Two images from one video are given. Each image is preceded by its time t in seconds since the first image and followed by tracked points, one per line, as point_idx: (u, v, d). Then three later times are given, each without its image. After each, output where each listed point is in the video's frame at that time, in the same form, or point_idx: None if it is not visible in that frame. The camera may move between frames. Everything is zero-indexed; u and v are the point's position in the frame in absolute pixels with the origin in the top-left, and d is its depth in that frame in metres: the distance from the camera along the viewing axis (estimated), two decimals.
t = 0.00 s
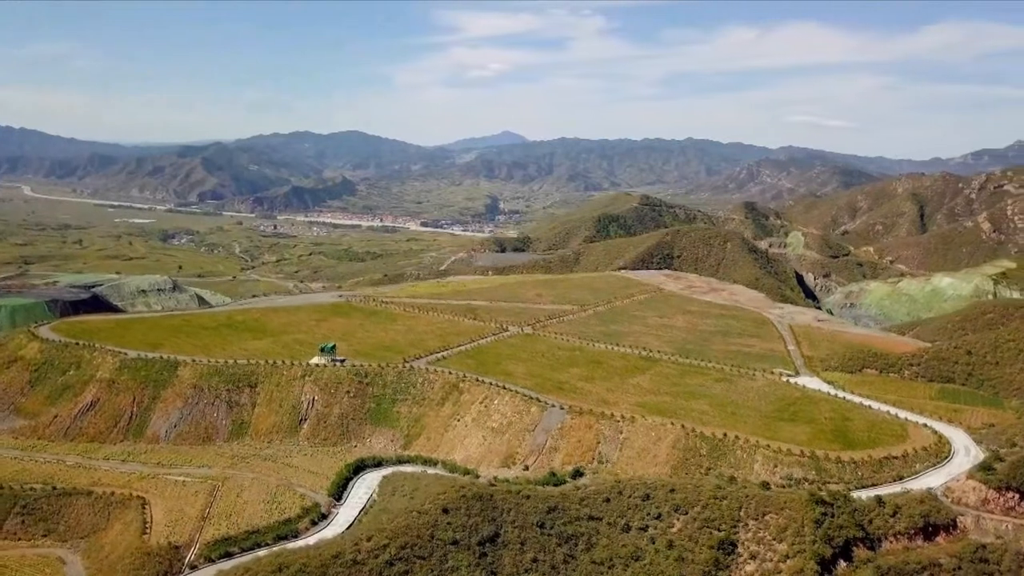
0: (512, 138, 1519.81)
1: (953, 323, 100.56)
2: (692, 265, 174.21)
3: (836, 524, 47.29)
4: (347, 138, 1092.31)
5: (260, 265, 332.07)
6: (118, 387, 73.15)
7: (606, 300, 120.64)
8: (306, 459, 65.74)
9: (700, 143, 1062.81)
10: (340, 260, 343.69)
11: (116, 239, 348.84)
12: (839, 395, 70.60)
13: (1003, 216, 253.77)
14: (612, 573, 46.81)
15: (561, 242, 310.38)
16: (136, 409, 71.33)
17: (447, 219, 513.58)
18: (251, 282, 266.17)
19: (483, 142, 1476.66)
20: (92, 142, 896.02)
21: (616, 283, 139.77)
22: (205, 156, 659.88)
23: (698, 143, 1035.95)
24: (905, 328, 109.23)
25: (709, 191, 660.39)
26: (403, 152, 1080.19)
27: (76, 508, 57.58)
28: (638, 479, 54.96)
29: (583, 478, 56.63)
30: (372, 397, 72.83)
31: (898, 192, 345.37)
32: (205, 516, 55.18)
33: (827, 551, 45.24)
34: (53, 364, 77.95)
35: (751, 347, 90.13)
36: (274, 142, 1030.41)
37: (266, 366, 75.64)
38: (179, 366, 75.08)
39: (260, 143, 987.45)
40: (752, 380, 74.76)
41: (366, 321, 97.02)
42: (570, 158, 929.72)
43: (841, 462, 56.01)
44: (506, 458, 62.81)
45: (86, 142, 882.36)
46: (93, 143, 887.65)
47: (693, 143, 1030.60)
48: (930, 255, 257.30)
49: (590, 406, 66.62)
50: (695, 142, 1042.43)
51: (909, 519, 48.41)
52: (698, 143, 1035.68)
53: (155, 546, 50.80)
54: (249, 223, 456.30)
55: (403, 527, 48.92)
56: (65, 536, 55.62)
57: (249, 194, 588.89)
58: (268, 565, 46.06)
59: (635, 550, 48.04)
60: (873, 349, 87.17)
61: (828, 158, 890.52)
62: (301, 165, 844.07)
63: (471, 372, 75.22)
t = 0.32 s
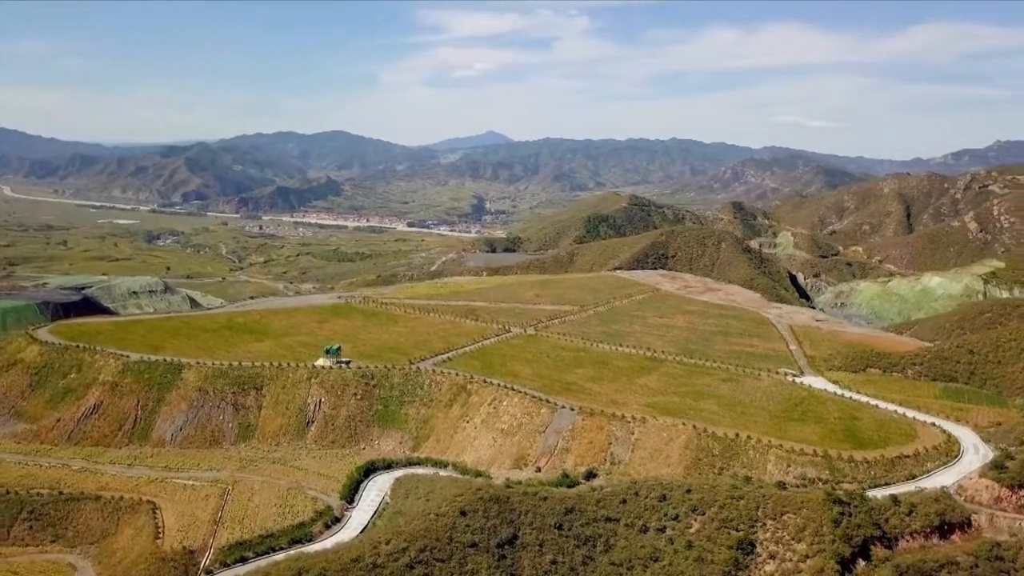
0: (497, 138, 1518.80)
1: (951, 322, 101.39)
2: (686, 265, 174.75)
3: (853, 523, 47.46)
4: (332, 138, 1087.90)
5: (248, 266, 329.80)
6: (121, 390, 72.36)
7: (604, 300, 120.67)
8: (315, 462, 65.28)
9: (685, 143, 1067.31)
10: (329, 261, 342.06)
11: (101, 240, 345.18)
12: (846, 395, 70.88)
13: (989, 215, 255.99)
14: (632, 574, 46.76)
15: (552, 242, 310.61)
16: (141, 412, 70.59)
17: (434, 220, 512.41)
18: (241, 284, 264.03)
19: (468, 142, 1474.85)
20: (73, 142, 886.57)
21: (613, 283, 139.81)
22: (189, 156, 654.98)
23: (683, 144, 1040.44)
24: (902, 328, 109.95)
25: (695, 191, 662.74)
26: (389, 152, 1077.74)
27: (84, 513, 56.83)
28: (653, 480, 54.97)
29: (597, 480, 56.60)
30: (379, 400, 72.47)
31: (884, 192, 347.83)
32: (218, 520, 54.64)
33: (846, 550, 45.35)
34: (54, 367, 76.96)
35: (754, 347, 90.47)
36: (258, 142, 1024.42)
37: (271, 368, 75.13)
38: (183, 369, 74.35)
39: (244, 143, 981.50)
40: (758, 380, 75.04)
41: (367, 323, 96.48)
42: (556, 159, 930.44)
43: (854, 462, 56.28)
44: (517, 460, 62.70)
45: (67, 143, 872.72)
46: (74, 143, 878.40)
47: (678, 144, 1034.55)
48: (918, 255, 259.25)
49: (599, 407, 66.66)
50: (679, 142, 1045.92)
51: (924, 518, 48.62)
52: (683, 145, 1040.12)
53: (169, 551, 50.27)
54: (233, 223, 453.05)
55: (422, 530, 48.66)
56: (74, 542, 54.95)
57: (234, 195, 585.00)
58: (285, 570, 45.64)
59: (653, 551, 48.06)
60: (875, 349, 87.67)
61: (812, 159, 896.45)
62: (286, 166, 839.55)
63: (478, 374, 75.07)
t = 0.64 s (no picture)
0: (483, 138, 1518.95)
1: (950, 321, 102.14)
2: (680, 265, 175.33)
3: (868, 522, 47.59)
4: (317, 138, 1084.08)
5: (236, 266, 327.78)
6: (124, 393, 71.65)
7: (603, 300, 120.83)
8: (322, 463, 64.89)
9: (670, 143, 1070.95)
10: (318, 262, 340.50)
11: (86, 240, 341.94)
12: (851, 393, 71.31)
13: (977, 215, 258.15)
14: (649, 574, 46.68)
15: (542, 242, 310.81)
16: (144, 415, 69.90)
17: (422, 220, 511.39)
18: (231, 285, 262.35)
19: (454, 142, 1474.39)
20: (54, 141, 877.28)
21: (609, 283, 139.93)
22: (174, 157, 650.13)
23: (669, 145, 1044.26)
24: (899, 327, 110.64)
25: (681, 190, 665.06)
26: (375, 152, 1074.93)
27: (92, 518, 56.21)
28: (665, 481, 55.01)
29: (608, 480, 56.63)
30: (384, 401, 72.19)
31: (871, 192, 350.11)
32: (228, 523, 54.17)
33: (862, 549, 45.41)
34: (54, 370, 76.09)
35: (755, 347, 90.83)
36: (243, 142, 1019.03)
37: (275, 369, 74.74)
38: (186, 371, 73.78)
39: (229, 144, 976.10)
40: (763, 380, 75.33)
41: (369, 324, 96.08)
42: (542, 159, 931.15)
43: (864, 460, 56.51)
44: (527, 460, 62.60)
45: (48, 142, 863.48)
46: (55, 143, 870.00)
47: (664, 145, 1038.28)
48: (907, 254, 261.01)
49: (608, 407, 66.74)
50: (665, 142, 1049.39)
51: (938, 516, 48.84)
52: (669, 146, 1043.89)
53: (182, 555, 49.83)
54: (218, 224, 449.84)
55: (438, 532, 48.46)
56: (82, 547, 54.34)
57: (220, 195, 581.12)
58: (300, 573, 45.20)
59: (669, 551, 48.06)
60: (876, 348, 88.19)
61: (797, 159, 901.71)
62: (272, 166, 835.34)
63: (484, 374, 74.95)
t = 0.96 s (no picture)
0: (470, 138, 1519.36)
1: (947, 321, 102.89)
2: (675, 265, 175.87)
3: (879, 521, 47.77)
4: (304, 138, 1080.72)
5: (226, 267, 326.01)
6: (126, 396, 71.12)
7: (602, 301, 120.86)
8: (327, 466, 64.53)
9: (658, 144, 1074.48)
10: (308, 263, 339.00)
11: (73, 241, 338.82)
12: (854, 393, 71.64)
13: (965, 215, 260.19)
14: None
15: (534, 243, 311.01)
16: (146, 418, 69.38)
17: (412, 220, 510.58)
18: (222, 286, 261.01)
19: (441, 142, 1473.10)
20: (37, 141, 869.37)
21: (606, 283, 140.09)
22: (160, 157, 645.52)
23: (657, 145, 1047.83)
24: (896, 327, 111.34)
25: (669, 191, 667.16)
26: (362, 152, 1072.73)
27: (97, 522, 55.64)
28: (675, 482, 55.05)
29: (617, 480, 56.60)
30: (389, 403, 71.90)
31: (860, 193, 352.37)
32: (237, 527, 53.77)
33: (875, 548, 45.56)
34: (53, 372, 75.33)
35: (756, 347, 91.11)
36: (230, 142, 1014.02)
37: (278, 372, 74.35)
38: (188, 373, 73.28)
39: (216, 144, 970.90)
40: (766, 380, 75.58)
41: (369, 325, 95.77)
42: (530, 159, 931.87)
43: (873, 459, 56.80)
44: (535, 462, 62.57)
45: (32, 143, 855.67)
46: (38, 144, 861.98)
47: (652, 145, 1041.47)
48: (897, 254, 262.84)
49: (614, 408, 66.85)
50: (653, 143, 1052.83)
51: (948, 515, 49.12)
52: (656, 146, 1047.30)
53: (192, 559, 49.42)
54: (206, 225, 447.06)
55: (452, 535, 48.30)
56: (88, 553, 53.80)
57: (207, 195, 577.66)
58: None
59: (682, 552, 48.06)
60: (875, 348, 88.70)
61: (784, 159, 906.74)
62: (259, 167, 831.52)
63: (488, 376, 74.83)
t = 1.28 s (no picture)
0: (453, 138, 1517.78)
1: (942, 320, 103.95)
2: (667, 265, 176.55)
3: (894, 519, 48.06)
4: (286, 138, 1074.70)
5: (211, 268, 323.55)
6: (127, 400, 70.40)
7: (599, 301, 121.03)
8: (335, 469, 64.19)
9: (641, 145, 1078.65)
10: (294, 264, 336.98)
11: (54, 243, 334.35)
12: (857, 392, 72.21)
13: (949, 215, 263.08)
14: None
15: (522, 243, 311.07)
16: (149, 422, 68.72)
17: (397, 221, 508.89)
18: (209, 287, 258.88)
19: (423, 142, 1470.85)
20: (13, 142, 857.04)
21: (601, 284, 140.30)
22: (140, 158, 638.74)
23: (640, 146, 1051.61)
24: (890, 327, 112.33)
25: (652, 191, 669.68)
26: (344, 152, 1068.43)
27: (105, 528, 54.99)
28: (688, 483, 55.19)
29: (629, 481, 56.65)
30: (394, 404, 71.57)
31: (845, 192, 355.34)
32: (249, 532, 53.29)
33: (890, 546, 45.90)
34: (52, 376, 74.33)
35: (756, 347, 91.56)
36: (211, 142, 1006.19)
37: (283, 374, 73.89)
38: (191, 377, 72.66)
39: (197, 144, 962.66)
40: (769, 379, 75.98)
41: (369, 327, 95.23)
42: (514, 159, 932.16)
43: (882, 458, 57.26)
44: (544, 463, 62.51)
45: (8, 143, 843.69)
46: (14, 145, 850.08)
47: (635, 146, 1045.34)
48: (882, 253, 265.35)
49: (622, 408, 67.00)
50: (636, 143, 1056.72)
51: (959, 513, 49.60)
52: (640, 146, 1051.07)
53: (207, 564, 48.92)
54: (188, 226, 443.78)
55: (469, 538, 48.14)
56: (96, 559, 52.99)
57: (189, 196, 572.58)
58: None
59: (698, 552, 48.19)
60: (874, 347, 89.41)
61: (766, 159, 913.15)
62: (241, 167, 825.18)
63: (494, 377, 74.63)
